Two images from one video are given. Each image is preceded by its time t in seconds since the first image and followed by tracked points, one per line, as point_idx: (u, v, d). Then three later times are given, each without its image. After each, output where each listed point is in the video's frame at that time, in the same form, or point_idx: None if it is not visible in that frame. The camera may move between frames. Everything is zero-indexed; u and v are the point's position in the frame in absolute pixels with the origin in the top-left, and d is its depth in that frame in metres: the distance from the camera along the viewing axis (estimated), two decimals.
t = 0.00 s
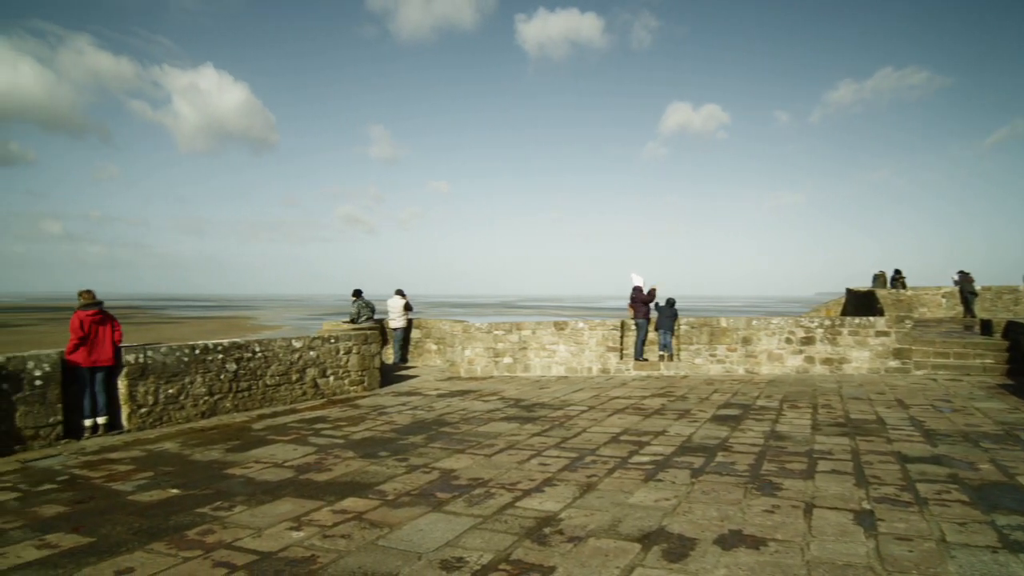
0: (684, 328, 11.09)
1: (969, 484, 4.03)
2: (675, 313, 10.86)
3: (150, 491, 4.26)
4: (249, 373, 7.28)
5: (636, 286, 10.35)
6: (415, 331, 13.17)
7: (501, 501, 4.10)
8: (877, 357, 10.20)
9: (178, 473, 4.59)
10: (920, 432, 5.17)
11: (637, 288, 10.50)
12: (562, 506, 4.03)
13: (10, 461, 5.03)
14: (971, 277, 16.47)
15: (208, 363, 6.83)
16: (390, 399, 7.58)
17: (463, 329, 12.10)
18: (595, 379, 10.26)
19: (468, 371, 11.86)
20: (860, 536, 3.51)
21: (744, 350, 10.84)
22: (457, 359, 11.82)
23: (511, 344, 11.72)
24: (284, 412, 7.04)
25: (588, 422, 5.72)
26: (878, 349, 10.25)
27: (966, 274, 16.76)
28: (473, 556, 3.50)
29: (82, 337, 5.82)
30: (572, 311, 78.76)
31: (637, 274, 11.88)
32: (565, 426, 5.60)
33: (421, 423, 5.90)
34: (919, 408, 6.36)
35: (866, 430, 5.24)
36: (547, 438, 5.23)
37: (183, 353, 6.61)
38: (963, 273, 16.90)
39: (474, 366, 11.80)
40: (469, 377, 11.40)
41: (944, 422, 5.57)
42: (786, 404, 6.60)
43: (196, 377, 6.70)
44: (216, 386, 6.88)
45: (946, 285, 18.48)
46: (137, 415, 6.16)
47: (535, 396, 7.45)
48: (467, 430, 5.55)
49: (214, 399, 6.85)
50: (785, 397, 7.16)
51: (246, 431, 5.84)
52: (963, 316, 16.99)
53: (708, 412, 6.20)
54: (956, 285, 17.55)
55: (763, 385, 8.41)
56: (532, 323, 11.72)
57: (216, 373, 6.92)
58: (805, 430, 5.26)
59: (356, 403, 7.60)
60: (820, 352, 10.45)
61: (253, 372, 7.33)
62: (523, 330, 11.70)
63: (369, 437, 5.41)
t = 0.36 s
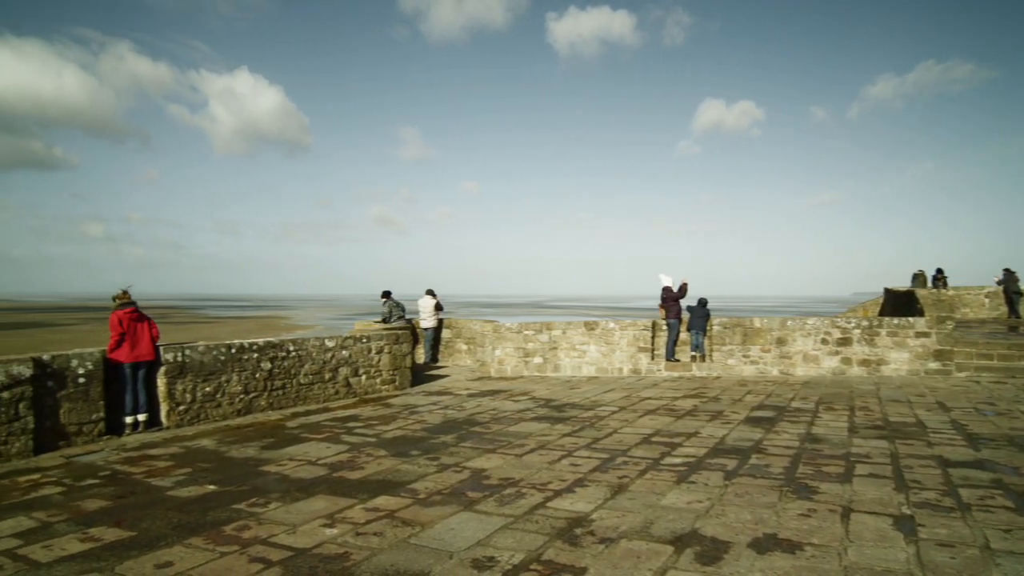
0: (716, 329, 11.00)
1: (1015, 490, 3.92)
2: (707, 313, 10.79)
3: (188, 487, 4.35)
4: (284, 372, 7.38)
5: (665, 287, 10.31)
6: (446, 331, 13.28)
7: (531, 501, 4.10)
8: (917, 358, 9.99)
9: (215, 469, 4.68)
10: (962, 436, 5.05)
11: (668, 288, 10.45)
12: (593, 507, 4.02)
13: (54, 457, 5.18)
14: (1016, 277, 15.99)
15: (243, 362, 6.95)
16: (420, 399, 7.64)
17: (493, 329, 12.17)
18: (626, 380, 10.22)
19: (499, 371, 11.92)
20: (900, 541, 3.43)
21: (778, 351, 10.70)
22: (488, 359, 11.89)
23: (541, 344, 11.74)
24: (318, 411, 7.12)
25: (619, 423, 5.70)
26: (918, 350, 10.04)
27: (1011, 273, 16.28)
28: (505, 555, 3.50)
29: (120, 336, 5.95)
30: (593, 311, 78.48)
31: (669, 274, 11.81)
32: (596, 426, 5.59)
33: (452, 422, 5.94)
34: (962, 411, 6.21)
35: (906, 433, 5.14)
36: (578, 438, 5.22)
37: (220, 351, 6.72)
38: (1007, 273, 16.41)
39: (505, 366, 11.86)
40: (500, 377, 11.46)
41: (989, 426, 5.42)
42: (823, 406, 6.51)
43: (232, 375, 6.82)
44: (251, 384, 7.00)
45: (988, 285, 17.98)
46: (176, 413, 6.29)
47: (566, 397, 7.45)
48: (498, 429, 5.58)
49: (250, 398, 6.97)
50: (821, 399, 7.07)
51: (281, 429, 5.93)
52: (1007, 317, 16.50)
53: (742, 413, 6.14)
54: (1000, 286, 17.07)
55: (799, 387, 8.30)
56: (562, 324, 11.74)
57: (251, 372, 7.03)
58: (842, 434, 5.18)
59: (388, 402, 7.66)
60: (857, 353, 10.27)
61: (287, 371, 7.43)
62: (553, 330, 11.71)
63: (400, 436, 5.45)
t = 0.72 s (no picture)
0: (750, 329, 10.88)
1: None
2: (741, 313, 10.68)
3: (224, 483, 4.43)
4: (317, 371, 7.48)
5: (698, 287, 10.23)
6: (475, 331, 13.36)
7: (562, 502, 4.10)
8: (959, 360, 9.77)
9: (250, 466, 4.76)
10: (1008, 440, 4.91)
11: (701, 288, 10.37)
12: (624, 508, 4.00)
13: (95, 452, 5.32)
14: None
15: (278, 361, 7.06)
16: (450, 398, 7.68)
17: (523, 329, 12.20)
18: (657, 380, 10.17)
19: (528, 371, 11.95)
20: (943, 547, 3.34)
21: (814, 352, 10.55)
22: (518, 359, 11.92)
23: (571, 344, 11.73)
24: (350, 409, 7.21)
25: (651, 424, 5.68)
26: (960, 352, 9.82)
27: None
28: (536, 556, 3.49)
29: (158, 334, 6.08)
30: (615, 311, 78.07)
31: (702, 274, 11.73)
32: (627, 427, 5.56)
33: (483, 422, 5.97)
34: (1008, 414, 6.05)
35: (948, 437, 5.02)
36: (609, 439, 5.21)
37: (255, 350, 6.84)
38: None
39: (535, 366, 11.87)
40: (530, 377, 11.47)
41: None
42: (861, 408, 6.40)
43: (267, 374, 6.93)
44: (286, 383, 7.11)
45: None
46: (213, 410, 6.42)
47: (596, 397, 7.43)
48: (529, 429, 5.59)
49: (284, 396, 7.07)
50: (859, 401, 6.96)
51: (314, 427, 6.01)
52: None
53: (777, 415, 6.06)
54: None
55: (836, 389, 8.19)
56: (593, 324, 11.72)
57: (286, 370, 7.14)
58: (881, 437, 5.09)
59: (419, 401, 7.72)
60: (896, 355, 10.08)
61: (321, 369, 7.53)
62: (584, 330, 11.70)
63: (431, 435, 5.50)
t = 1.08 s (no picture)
0: (785, 330, 10.75)
1: None
2: (776, 313, 10.56)
3: (261, 480, 4.50)
4: (350, 370, 7.56)
5: (732, 287, 10.13)
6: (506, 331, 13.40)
7: (594, 503, 4.08)
8: (1005, 362, 9.50)
9: (286, 463, 4.83)
10: None
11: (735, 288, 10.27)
12: (657, 510, 3.97)
13: (136, 448, 5.46)
14: None
15: (312, 360, 7.16)
16: (481, 398, 7.71)
17: (554, 330, 12.21)
18: (691, 381, 10.10)
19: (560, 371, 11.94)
20: (988, 555, 3.25)
21: (851, 354, 10.37)
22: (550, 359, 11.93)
23: (602, 344, 11.69)
24: (382, 409, 7.28)
25: (684, 425, 5.65)
26: (1006, 354, 9.55)
27: None
28: (568, 556, 3.48)
29: (197, 334, 6.19)
30: (638, 311, 77.56)
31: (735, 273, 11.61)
32: (660, 428, 5.54)
33: (514, 421, 5.99)
34: None
35: (993, 442, 4.89)
36: (641, 440, 5.18)
37: (290, 349, 6.95)
38: None
39: (566, 366, 11.86)
40: (561, 378, 11.47)
41: None
42: (902, 411, 6.27)
43: (302, 373, 7.03)
44: (320, 382, 7.21)
45: None
46: (249, 408, 6.53)
47: (628, 398, 7.40)
48: (560, 429, 5.60)
49: (318, 394, 7.17)
50: (899, 404, 6.83)
51: (348, 426, 6.08)
52: None
53: (813, 417, 5.98)
54: None
55: (875, 391, 8.05)
56: (624, 324, 11.69)
57: (320, 370, 7.24)
58: (922, 440, 4.98)
59: (450, 401, 7.77)
60: (937, 356, 9.86)
61: (354, 369, 7.62)
62: (615, 331, 11.67)
63: (463, 434, 5.54)
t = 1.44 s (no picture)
0: (822, 331, 10.59)
1: None
2: (812, 314, 10.41)
3: (296, 477, 4.57)
4: (383, 369, 7.64)
5: (766, 287, 10.02)
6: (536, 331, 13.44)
7: (627, 504, 4.06)
8: None
9: (320, 461, 4.90)
10: None
11: (770, 288, 10.16)
12: (691, 513, 3.93)
13: (175, 445, 5.60)
14: None
15: (346, 359, 7.24)
16: (513, 397, 7.73)
17: (586, 330, 12.19)
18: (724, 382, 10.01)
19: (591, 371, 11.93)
20: None
21: (891, 355, 10.16)
22: (581, 359, 11.93)
23: (634, 345, 11.64)
24: (414, 408, 7.33)
25: (718, 427, 5.61)
26: None
27: None
28: (601, 557, 3.46)
29: (234, 333, 6.30)
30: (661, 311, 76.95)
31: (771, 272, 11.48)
32: (693, 430, 5.51)
33: (546, 422, 6.00)
34: None
35: None
36: (674, 442, 5.15)
37: (324, 348, 7.05)
38: None
39: (598, 366, 11.85)
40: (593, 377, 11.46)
41: None
42: (945, 414, 6.13)
43: (336, 372, 7.12)
44: (353, 380, 7.29)
45: None
46: (284, 406, 6.64)
47: (660, 399, 7.37)
48: (592, 430, 5.60)
49: (352, 393, 7.26)
50: (942, 406, 6.67)
51: (380, 425, 6.14)
52: None
53: (851, 420, 5.88)
54: None
55: (916, 393, 7.88)
56: (657, 324, 11.63)
57: (353, 369, 7.32)
58: (965, 445, 4.86)
59: (481, 400, 7.80)
60: (982, 358, 9.59)
61: (386, 368, 7.68)
62: (647, 331, 11.61)
63: (494, 434, 5.56)
